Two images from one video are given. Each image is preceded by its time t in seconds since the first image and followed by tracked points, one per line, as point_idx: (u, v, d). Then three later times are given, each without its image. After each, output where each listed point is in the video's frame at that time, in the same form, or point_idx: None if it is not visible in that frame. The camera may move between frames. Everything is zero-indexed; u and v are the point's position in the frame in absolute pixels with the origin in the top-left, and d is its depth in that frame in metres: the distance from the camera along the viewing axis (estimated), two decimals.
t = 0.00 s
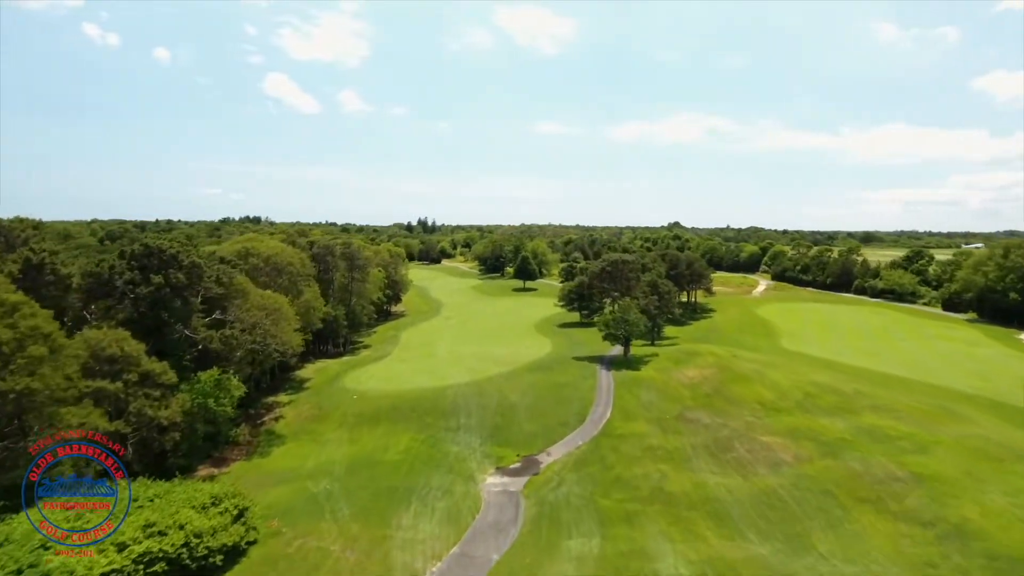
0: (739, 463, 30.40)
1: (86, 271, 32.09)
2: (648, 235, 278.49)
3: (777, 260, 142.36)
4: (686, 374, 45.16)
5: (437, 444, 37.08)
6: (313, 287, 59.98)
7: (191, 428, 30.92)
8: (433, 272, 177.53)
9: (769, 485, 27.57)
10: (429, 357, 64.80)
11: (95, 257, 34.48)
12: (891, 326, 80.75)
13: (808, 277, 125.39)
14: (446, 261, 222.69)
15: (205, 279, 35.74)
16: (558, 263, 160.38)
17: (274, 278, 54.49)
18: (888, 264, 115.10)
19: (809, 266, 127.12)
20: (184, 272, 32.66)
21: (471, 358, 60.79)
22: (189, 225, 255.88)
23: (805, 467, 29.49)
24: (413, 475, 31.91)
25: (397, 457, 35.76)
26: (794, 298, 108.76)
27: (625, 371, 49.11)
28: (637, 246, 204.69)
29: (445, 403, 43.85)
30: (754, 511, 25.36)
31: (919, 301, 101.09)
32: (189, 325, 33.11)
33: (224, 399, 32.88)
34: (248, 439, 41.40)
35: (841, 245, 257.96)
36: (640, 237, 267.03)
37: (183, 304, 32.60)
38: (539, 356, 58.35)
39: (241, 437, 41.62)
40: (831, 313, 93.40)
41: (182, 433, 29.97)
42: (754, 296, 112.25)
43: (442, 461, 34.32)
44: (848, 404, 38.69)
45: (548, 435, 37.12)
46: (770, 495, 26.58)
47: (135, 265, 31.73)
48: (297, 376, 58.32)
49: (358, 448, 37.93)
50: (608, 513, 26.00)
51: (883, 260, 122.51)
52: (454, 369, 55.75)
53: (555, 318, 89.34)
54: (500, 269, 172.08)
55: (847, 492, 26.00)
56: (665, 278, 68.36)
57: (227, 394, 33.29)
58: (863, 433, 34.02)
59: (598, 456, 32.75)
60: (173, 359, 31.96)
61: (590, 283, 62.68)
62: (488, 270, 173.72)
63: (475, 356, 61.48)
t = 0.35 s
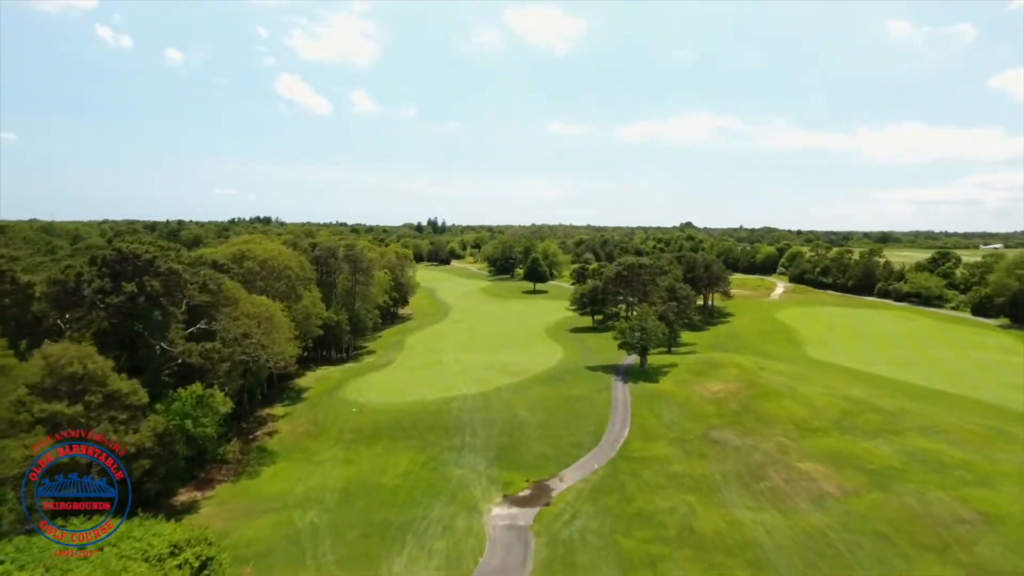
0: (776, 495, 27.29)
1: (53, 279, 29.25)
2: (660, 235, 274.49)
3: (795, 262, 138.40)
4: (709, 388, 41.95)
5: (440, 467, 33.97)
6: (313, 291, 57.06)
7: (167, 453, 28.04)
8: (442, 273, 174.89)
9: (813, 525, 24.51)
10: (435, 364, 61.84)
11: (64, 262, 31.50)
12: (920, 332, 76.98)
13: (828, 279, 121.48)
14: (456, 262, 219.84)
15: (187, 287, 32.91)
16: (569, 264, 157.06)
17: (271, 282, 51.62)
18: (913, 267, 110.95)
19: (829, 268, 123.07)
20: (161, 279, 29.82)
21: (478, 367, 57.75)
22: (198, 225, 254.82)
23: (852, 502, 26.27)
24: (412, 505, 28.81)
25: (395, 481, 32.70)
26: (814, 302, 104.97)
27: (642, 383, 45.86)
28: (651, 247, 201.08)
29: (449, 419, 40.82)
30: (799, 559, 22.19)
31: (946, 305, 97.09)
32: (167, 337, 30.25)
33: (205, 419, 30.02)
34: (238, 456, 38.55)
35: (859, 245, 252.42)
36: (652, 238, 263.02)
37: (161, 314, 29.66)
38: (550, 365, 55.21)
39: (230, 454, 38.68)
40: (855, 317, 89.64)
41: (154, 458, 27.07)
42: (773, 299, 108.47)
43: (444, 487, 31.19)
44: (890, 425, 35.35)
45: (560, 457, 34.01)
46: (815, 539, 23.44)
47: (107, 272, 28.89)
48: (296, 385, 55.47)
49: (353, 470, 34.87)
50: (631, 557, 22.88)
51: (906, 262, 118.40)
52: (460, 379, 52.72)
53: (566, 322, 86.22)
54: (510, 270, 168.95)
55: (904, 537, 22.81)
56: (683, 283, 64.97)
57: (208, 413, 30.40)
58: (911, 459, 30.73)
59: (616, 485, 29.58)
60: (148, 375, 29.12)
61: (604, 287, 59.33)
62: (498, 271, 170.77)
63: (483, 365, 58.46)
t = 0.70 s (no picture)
0: (811, 531, 24.29)
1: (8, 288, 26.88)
2: (667, 236, 271.00)
3: (808, 263, 134.88)
4: (729, 403, 38.79)
5: (436, 492, 30.89)
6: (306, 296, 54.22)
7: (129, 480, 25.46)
8: (446, 275, 172.16)
9: (858, 570, 21.42)
10: (436, 372, 58.88)
11: (28, 267, 29.36)
12: (943, 337, 73.53)
13: (842, 281, 117.96)
14: (460, 263, 216.99)
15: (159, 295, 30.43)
16: (575, 266, 154.01)
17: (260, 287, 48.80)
18: (931, 268, 107.39)
19: (843, 270, 119.60)
20: (123, 288, 27.36)
21: (481, 375, 54.71)
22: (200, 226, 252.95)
23: (900, 542, 23.19)
24: (402, 540, 25.81)
25: (386, 508, 29.71)
26: (829, 304, 101.54)
27: (656, 396, 42.66)
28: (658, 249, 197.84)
29: (447, 435, 37.85)
30: None
31: (967, 308, 93.56)
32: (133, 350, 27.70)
33: (174, 441, 27.32)
34: (219, 478, 35.47)
35: (870, 245, 248.92)
36: (659, 238, 259.67)
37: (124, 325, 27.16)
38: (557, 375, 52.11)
39: (211, 474, 35.76)
40: (874, 321, 86.20)
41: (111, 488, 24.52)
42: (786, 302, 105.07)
43: (440, 517, 28.14)
44: (931, 447, 32.14)
45: (568, 481, 30.96)
46: None
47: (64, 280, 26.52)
48: (287, 395, 52.57)
49: (342, 495, 31.85)
50: None
51: (924, 264, 114.80)
52: (461, 389, 49.68)
53: (573, 326, 83.16)
54: (515, 272, 165.99)
55: None
56: (697, 286, 61.71)
57: (180, 433, 27.79)
58: (961, 487, 27.59)
59: (630, 517, 26.51)
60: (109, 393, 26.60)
61: (613, 292, 56.15)
62: (503, 273, 167.84)
63: (485, 373, 55.43)
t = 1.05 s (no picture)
0: (853, 572, 21.67)
1: None
2: (671, 235, 267.93)
3: (817, 263, 131.94)
4: (748, 416, 36.06)
5: (430, 518, 28.18)
6: (297, 299, 51.43)
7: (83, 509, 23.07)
8: (447, 275, 169.39)
9: None
10: (434, 378, 56.10)
11: None
12: (964, 342, 70.69)
13: (853, 282, 115.05)
14: (462, 264, 214.10)
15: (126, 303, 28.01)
16: (579, 267, 151.10)
17: (245, 290, 46.05)
18: (945, 269, 104.46)
19: (855, 271, 116.47)
20: (80, 296, 24.98)
21: (482, 383, 52.00)
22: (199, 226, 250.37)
23: None
24: None
25: (374, 536, 27.03)
26: (841, 306, 98.64)
27: (669, 407, 39.81)
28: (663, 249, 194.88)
29: (444, 451, 35.14)
30: None
31: (984, 311, 90.68)
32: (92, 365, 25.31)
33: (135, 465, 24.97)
34: (195, 499, 32.73)
35: (878, 245, 245.31)
36: (664, 238, 256.49)
37: (83, 338, 25.01)
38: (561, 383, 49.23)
39: (188, 494, 33.09)
40: (889, 324, 83.35)
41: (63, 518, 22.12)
42: (797, 304, 102.00)
43: (433, 549, 25.45)
44: (974, 469, 29.46)
45: (575, 505, 28.15)
46: None
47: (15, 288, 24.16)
48: (278, 404, 49.90)
49: (327, 520, 29.18)
50: None
51: (937, 265, 111.83)
52: (460, 398, 46.98)
53: (577, 329, 80.33)
54: (518, 272, 163.11)
55: None
56: (708, 290, 58.76)
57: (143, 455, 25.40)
58: (1014, 518, 24.94)
59: (647, 552, 23.86)
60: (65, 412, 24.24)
61: (621, 295, 53.19)
62: (506, 273, 165.03)
63: (486, 380, 52.75)
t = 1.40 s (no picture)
0: None
1: None
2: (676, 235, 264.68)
3: (827, 264, 128.83)
4: (773, 432, 33.20)
5: (423, 549, 25.35)
6: (288, 302, 48.67)
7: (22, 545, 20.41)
8: (449, 275, 166.36)
9: None
10: (434, 386, 53.28)
11: None
12: (988, 346, 67.70)
13: (866, 283, 111.97)
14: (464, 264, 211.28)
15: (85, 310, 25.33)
16: (583, 267, 148.07)
17: (230, 293, 43.32)
18: (962, 270, 101.37)
19: (867, 272, 113.40)
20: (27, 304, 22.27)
21: (483, 391, 49.15)
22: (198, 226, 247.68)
23: None
24: None
25: (360, 570, 24.23)
26: (855, 308, 95.62)
27: (685, 421, 36.83)
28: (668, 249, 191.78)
29: (441, 470, 32.32)
30: None
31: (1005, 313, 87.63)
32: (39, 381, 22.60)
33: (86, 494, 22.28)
34: (169, 523, 30.01)
35: (888, 246, 241.72)
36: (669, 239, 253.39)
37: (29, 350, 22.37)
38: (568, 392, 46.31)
39: (161, 518, 30.30)
40: (907, 327, 80.36)
41: None
42: (809, 306, 98.98)
43: None
44: None
45: (584, 535, 25.31)
46: None
47: None
48: (267, 414, 47.13)
49: (309, 549, 26.37)
50: None
51: (953, 266, 108.72)
52: (460, 409, 44.15)
53: (583, 333, 77.42)
54: (521, 273, 160.20)
55: None
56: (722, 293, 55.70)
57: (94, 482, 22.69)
58: None
59: None
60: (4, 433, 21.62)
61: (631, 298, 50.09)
62: (508, 274, 162.06)
63: (488, 388, 49.93)
